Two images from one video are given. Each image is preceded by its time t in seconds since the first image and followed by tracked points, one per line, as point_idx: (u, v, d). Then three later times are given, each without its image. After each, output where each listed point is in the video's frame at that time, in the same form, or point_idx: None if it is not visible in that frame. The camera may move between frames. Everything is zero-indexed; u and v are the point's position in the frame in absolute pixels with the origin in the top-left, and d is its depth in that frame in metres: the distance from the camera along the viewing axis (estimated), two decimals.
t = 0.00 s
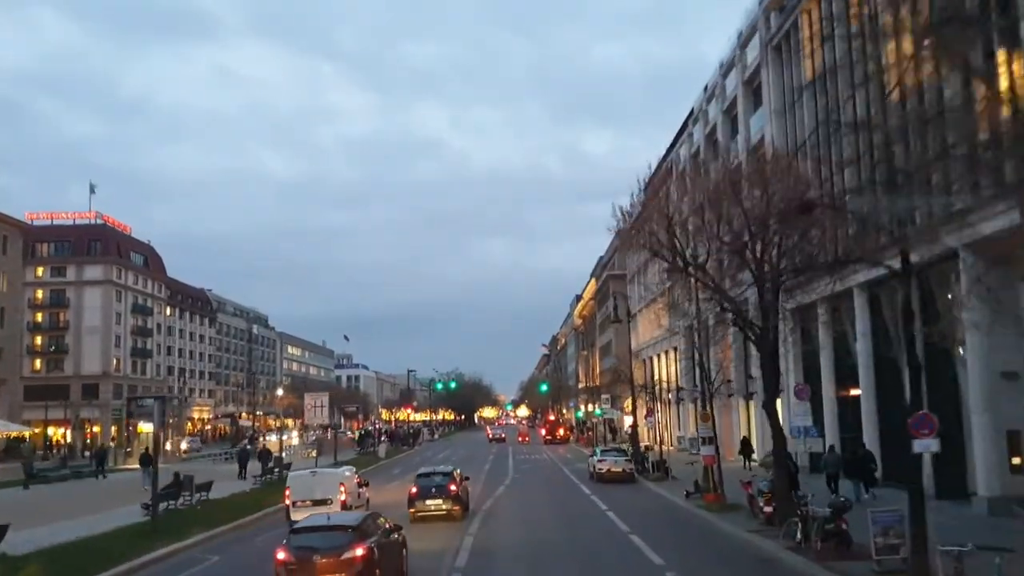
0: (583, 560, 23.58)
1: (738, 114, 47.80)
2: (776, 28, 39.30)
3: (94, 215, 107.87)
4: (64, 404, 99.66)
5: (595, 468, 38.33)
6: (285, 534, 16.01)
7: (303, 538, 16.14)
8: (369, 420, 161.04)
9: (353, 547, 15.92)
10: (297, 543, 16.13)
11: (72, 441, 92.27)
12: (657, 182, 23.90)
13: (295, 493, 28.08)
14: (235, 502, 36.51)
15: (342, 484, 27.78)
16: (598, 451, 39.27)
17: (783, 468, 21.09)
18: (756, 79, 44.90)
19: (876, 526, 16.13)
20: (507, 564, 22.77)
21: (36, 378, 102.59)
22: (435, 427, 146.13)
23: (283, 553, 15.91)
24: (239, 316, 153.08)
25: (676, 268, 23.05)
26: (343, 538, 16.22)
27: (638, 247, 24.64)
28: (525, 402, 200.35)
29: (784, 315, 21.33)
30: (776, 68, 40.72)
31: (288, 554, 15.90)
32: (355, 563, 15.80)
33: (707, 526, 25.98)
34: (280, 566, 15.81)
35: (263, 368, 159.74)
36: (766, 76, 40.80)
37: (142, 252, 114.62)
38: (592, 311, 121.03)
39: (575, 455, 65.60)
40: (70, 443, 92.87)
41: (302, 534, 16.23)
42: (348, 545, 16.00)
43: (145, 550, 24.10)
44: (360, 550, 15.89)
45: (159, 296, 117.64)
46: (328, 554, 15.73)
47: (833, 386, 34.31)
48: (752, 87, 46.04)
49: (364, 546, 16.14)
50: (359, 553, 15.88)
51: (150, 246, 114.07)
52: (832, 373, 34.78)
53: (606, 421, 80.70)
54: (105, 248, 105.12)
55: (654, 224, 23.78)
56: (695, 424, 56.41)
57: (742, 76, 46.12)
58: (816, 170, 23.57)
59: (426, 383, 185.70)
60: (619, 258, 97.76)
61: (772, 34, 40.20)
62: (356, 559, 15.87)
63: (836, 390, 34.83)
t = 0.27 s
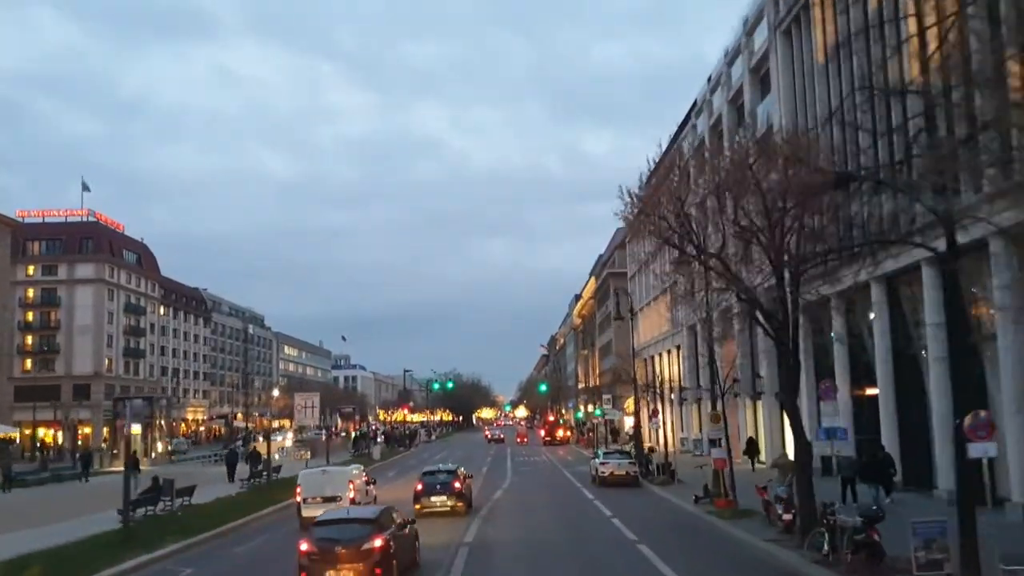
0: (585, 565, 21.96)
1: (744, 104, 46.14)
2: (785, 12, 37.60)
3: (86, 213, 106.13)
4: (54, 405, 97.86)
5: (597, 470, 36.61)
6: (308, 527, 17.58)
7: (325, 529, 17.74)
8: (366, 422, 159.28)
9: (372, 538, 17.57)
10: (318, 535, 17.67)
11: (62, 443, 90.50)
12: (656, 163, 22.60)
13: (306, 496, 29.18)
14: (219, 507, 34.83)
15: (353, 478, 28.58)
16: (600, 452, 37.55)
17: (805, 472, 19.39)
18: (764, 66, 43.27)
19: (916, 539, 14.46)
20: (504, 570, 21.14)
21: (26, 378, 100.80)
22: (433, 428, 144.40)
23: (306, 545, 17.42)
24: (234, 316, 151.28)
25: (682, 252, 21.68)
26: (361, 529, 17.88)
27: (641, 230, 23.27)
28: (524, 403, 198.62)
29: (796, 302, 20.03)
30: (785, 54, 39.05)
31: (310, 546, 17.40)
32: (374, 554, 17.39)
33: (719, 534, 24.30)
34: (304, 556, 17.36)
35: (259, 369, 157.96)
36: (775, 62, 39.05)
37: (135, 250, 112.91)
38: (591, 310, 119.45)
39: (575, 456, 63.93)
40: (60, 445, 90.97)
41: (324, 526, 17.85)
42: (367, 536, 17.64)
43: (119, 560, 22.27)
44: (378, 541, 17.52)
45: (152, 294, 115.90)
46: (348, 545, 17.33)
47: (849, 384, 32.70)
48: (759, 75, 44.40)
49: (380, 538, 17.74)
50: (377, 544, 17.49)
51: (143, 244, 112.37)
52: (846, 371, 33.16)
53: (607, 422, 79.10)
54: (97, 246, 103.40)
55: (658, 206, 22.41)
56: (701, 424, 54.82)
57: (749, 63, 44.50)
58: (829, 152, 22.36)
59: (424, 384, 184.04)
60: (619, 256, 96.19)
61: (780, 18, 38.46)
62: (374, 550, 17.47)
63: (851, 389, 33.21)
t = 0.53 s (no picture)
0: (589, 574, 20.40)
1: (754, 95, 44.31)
2: None
3: (82, 210, 104.26)
4: (48, 405, 96.13)
5: (603, 474, 34.77)
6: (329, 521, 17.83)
7: (346, 525, 17.96)
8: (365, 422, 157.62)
9: (390, 533, 17.85)
10: (340, 530, 17.88)
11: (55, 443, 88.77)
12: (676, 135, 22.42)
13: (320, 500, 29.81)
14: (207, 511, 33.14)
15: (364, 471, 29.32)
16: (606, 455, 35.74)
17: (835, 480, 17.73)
18: (776, 55, 41.48)
19: (972, 560, 12.74)
20: None
21: (20, 377, 99.08)
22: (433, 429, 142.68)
23: (327, 539, 17.62)
24: (232, 315, 149.51)
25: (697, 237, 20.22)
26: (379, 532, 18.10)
27: (653, 216, 21.87)
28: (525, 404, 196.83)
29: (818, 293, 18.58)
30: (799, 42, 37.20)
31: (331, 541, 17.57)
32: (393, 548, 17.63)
33: (736, 545, 22.65)
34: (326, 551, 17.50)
35: (257, 368, 156.22)
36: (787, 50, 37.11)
37: (132, 248, 111.14)
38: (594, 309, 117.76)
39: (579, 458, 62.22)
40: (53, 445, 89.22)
41: (344, 522, 18.09)
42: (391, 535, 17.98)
43: (93, 569, 20.29)
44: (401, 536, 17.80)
45: (150, 293, 114.25)
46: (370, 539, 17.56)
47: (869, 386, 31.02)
48: (771, 65, 42.59)
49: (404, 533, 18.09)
50: (396, 539, 17.77)
51: (140, 242, 110.60)
52: (866, 370, 31.50)
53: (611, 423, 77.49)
54: (93, 243, 101.61)
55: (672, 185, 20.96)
56: (709, 425, 53.15)
57: (760, 52, 42.81)
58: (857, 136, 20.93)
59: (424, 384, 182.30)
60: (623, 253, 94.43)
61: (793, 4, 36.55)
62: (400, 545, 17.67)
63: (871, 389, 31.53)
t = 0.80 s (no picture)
0: None
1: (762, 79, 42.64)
2: None
3: (74, 205, 102.51)
4: (40, 403, 94.48)
5: (607, 476, 33.05)
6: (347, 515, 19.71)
7: (363, 517, 19.92)
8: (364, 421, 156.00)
9: (404, 524, 19.88)
10: (357, 522, 19.81)
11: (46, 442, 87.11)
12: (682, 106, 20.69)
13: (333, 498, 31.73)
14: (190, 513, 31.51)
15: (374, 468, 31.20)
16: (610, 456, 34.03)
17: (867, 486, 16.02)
18: (787, 37, 39.81)
19: None
20: None
21: (11, 375, 97.43)
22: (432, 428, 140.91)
23: (345, 532, 19.54)
24: (229, 312, 147.79)
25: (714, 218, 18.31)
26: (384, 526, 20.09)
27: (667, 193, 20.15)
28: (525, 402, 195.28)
29: (848, 279, 16.76)
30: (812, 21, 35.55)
31: (349, 534, 19.51)
32: (407, 539, 19.64)
33: (752, 553, 20.96)
34: (344, 542, 19.46)
35: (254, 366, 154.58)
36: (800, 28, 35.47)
37: (126, 244, 109.43)
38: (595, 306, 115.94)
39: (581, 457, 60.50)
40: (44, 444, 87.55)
41: (362, 513, 20.16)
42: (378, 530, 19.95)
43: None
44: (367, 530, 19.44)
45: (144, 289, 112.62)
46: (384, 533, 19.44)
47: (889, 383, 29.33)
48: (781, 48, 40.92)
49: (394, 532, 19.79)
50: (410, 530, 19.75)
51: (133, 238, 108.87)
52: (885, 366, 29.72)
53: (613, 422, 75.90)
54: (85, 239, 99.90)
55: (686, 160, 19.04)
56: (717, 423, 51.48)
57: (770, 35, 41.15)
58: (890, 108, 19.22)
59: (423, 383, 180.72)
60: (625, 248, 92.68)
61: None
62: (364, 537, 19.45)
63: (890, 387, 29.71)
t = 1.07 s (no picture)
0: None
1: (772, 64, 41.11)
2: None
3: (66, 198, 100.76)
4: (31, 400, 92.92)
5: (612, 476, 31.34)
6: (363, 506, 21.77)
7: (378, 507, 21.97)
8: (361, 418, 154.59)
9: (416, 513, 21.84)
10: (371, 513, 21.73)
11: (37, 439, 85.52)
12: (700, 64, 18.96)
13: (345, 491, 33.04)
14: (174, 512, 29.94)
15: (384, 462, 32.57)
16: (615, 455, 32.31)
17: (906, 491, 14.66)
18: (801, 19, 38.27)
19: None
20: None
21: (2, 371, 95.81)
22: (430, 425, 139.26)
23: (361, 521, 21.56)
24: (225, 308, 146.08)
25: (735, 196, 16.38)
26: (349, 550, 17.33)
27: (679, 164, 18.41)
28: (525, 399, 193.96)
29: (884, 262, 15.10)
30: None
31: (365, 522, 21.52)
32: (419, 528, 21.61)
33: (768, 558, 19.46)
34: (360, 531, 21.50)
35: (251, 363, 153.01)
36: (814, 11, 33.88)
37: (119, 238, 107.76)
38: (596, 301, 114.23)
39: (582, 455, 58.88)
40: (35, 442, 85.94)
41: (377, 503, 22.26)
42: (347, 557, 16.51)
43: None
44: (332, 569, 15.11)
45: (138, 285, 111.04)
46: (397, 521, 21.43)
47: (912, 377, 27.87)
48: (793, 30, 39.31)
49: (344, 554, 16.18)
50: (421, 521, 21.59)
51: (127, 232, 107.16)
52: (905, 359, 28.00)
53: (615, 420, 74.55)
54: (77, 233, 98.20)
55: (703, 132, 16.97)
56: (723, 420, 49.88)
57: (781, 16, 39.60)
58: (931, 66, 17.41)
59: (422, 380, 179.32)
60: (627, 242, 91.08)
61: None
62: None
63: (911, 381, 28.00)
